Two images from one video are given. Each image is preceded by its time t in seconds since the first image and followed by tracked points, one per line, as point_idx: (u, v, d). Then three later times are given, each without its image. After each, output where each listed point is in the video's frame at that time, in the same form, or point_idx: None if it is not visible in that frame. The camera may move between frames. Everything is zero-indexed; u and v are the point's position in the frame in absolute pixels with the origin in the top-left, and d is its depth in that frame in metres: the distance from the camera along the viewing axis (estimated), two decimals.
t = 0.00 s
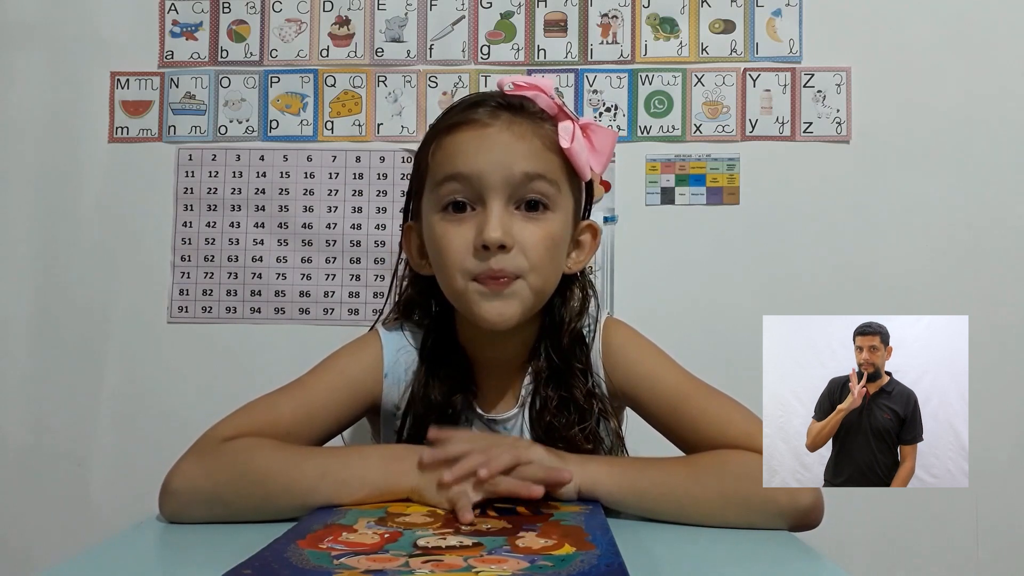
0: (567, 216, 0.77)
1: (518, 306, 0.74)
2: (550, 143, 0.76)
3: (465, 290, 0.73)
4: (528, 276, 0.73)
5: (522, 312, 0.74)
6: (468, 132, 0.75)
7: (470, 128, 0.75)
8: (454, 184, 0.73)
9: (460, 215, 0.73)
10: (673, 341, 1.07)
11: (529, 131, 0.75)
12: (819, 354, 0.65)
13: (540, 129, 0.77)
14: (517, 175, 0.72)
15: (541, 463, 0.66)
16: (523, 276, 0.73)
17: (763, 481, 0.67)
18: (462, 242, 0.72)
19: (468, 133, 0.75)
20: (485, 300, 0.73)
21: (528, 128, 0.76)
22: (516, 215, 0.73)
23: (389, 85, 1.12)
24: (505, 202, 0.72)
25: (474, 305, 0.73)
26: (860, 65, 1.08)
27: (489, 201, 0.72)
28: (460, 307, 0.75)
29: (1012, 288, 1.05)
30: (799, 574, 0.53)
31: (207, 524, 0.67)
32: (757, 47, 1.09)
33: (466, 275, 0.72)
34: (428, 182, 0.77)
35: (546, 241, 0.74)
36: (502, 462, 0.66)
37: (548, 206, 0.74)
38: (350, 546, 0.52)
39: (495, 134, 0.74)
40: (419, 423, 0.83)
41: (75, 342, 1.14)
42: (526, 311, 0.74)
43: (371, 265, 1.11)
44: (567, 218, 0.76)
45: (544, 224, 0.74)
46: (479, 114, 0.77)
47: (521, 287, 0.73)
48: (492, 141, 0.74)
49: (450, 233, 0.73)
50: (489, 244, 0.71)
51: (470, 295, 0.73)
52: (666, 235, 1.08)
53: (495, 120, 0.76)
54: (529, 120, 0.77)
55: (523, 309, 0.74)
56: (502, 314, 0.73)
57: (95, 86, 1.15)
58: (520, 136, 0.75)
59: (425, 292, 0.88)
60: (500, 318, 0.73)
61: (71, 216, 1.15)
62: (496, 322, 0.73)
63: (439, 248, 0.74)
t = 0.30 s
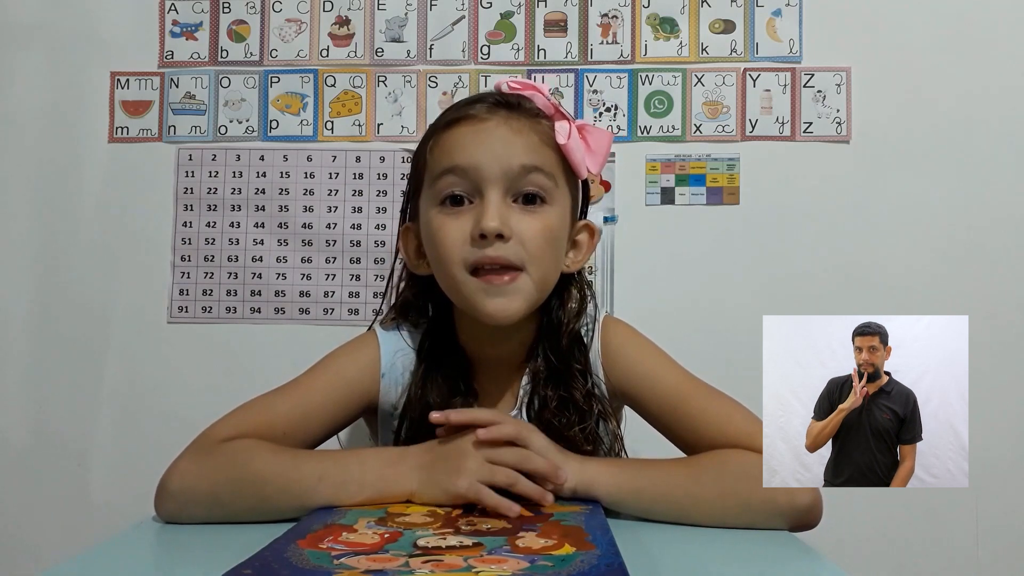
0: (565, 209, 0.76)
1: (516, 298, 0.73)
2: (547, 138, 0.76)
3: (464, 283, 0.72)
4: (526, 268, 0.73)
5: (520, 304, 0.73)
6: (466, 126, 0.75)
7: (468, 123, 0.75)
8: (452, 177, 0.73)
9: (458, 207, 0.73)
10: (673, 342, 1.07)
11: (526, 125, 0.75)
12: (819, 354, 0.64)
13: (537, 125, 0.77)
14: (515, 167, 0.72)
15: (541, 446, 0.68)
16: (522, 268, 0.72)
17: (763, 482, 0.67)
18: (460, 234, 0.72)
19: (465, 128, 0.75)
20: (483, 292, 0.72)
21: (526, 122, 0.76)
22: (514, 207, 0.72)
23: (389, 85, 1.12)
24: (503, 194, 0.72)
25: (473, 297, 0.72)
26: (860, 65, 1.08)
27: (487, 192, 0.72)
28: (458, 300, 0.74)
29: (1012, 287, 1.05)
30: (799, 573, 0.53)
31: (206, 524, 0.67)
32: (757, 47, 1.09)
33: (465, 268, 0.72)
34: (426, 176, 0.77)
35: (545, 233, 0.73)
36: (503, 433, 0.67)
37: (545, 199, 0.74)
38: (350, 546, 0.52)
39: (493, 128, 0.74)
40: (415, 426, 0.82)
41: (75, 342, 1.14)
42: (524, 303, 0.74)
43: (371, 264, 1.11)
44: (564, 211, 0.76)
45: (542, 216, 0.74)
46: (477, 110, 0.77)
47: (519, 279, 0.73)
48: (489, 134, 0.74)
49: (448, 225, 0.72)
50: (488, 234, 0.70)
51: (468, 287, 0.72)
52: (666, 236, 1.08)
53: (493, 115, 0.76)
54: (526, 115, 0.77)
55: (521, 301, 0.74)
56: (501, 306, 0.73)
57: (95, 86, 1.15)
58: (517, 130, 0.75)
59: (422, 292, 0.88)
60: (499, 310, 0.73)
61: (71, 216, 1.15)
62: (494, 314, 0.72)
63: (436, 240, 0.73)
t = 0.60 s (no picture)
0: (564, 200, 0.76)
1: (515, 283, 0.72)
2: (546, 130, 0.77)
3: (462, 269, 0.72)
4: (525, 253, 0.72)
5: (519, 290, 0.72)
6: (466, 119, 0.76)
7: (468, 116, 0.77)
8: (452, 165, 0.74)
9: (457, 195, 0.73)
10: (673, 342, 1.07)
11: (525, 117, 0.76)
12: (819, 354, 0.64)
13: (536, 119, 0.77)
14: (514, 154, 0.73)
15: (536, 442, 0.69)
16: (521, 253, 0.72)
17: (763, 481, 0.67)
18: (458, 219, 0.72)
19: (466, 121, 0.76)
20: (481, 277, 0.72)
21: (525, 115, 0.77)
22: (513, 193, 0.73)
23: (389, 85, 1.12)
24: (502, 180, 0.72)
25: (471, 283, 0.72)
26: (860, 65, 1.08)
27: (487, 179, 0.73)
28: (457, 289, 0.73)
29: (1012, 287, 1.05)
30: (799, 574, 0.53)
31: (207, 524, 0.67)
32: (757, 47, 1.09)
33: (463, 254, 0.72)
34: (427, 171, 0.77)
35: (544, 219, 0.73)
36: (497, 428, 0.68)
37: (544, 187, 0.74)
38: (350, 546, 0.52)
39: (492, 120, 0.75)
40: (417, 425, 0.83)
41: (74, 342, 1.14)
42: (523, 290, 0.73)
43: (371, 265, 1.11)
44: (564, 201, 0.76)
45: (541, 204, 0.74)
46: (478, 106, 0.78)
47: (517, 265, 0.72)
48: (489, 125, 0.75)
49: (447, 212, 0.73)
50: (486, 217, 0.70)
51: (466, 273, 0.72)
52: (666, 236, 1.08)
53: (492, 110, 0.77)
54: (526, 109, 0.77)
55: (520, 288, 0.73)
56: (499, 291, 0.72)
57: (95, 86, 1.15)
58: (516, 122, 0.76)
59: (423, 292, 0.88)
60: (498, 296, 0.72)
61: (71, 216, 1.15)
62: (492, 298, 0.72)
63: (435, 228, 0.73)
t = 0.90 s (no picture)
0: (561, 190, 0.76)
1: (511, 265, 0.71)
2: (543, 123, 0.77)
3: (458, 250, 0.71)
4: (521, 236, 0.72)
5: (514, 273, 0.71)
6: (464, 112, 0.77)
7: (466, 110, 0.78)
8: (450, 152, 0.74)
9: (455, 180, 0.73)
10: (673, 342, 1.07)
11: (523, 111, 0.77)
12: (819, 354, 0.64)
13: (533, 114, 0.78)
14: (512, 142, 0.74)
15: (532, 445, 0.68)
16: (516, 235, 0.71)
17: (763, 481, 0.67)
18: (455, 202, 0.71)
19: (465, 113, 0.77)
20: (476, 258, 0.71)
21: (522, 108, 0.78)
22: (510, 179, 0.73)
23: (388, 85, 1.12)
24: (500, 166, 0.72)
25: (466, 263, 0.71)
26: (860, 65, 1.08)
27: (484, 165, 0.73)
28: (452, 271, 0.72)
29: (1013, 287, 1.05)
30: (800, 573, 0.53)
31: (207, 524, 0.67)
32: (757, 47, 1.09)
33: (459, 234, 0.71)
34: (426, 163, 0.78)
35: (539, 204, 0.73)
36: (494, 430, 0.68)
37: (541, 176, 0.75)
38: (350, 546, 0.52)
39: (490, 111, 0.76)
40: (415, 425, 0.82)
41: (75, 342, 1.14)
42: (519, 274, 0.72)
43: (371, 264, 1.11)
44: (560, 191, 0.76)
45: (538, 190, 0.74)
46: (476, 102, 0.80)
47: (513, 248, 0.71)
48: (487, 115, 0.75)
49: (444, 196, 0.72)
50: (483, 199, 0.70)
51: (462, 254, 0.71)
52: (666, 235, 1.08)
53: (491, 104, 0.78)
54: (523, 103, 0.78)
55: (515, 272, 0.72)
56: (493, 272, 0.71)
57: (95, 86, 1.15)
58: (514, 115, 0.76)
59: (422, 289, 0.89)
60: (492, 276, 0.71)
61: (71, 216, 1.15)
62: (487, 280, 0.71)
63: (431, 212, 0.73)
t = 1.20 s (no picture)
0: (557, 186, 0.76)
1: (510, 258, 0.71)
2: (537, 123, 0.78)
3: (457, 245, 0.71)
4: (519, 230, 0.71)
5: (514, 265, 0.71)
6: (460, 115, 0.78)
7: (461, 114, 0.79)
8: (446, 152, 0.74)
9: (452, 176, 0.73)
10: (673, 342, 1.07)
11: (517, 111, 0.78)
12: (819, 354, 0.62)
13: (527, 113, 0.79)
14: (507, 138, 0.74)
15: (530, 454, 0.67)
16: (513, 227, 0.71)
17: (764, 481, 0.66)
18: (452, 197, 0.72)
19: (460, 115, 0.78)
20: (475, 252, 0.70)
21: (516, 109, 0.78)
22: (507, 174, 0.73)
23: (389, 85, 1.12)
24: (495, 162, 0.73)
25: (463, 257, 0.71)
26: (860, 65, 1.08)
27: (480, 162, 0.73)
28: (451, 267, 0.72)
29: (1012, 287, 1.05)
30: (800, 573, 0.53)
31: (206, 524, 0.67)
32: (757, 47, 1.09)
33: (456, 229, 0.71)
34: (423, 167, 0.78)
35: (535, 197, 0.73)
36: (491, 441, 0.67)
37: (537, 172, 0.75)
38: (350, 546, 0.52)
39: (485, 111, 0.77)
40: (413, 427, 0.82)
41: (75, 342, 1.14)
42: (518, 268, 0.71)
43: (371, 265, 1.11)
44: (557, 187, 0.76)
45: (534, 185, 0.74)
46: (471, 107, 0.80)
47: (511, 241, 0.71)
48: (482, 115, 0.76)
49: (441, 194, 0.72)
50: (479, 193, 0.70)
51: (461, 249, 0.71)
52: (666, 235, 1.08)
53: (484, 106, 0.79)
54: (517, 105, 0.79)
55: (515, 265, 0.71)
56: (492, 264, 0.70)
57: (95, 86, 1.15)
58: (508, 115, 0.77)
59: (423, 293, 0.88)
60: (490, 268, 0.70)
61: (70, 216, 1.15)
62: (487, 273, 0.70)
63: (429, 210, 0.73)
